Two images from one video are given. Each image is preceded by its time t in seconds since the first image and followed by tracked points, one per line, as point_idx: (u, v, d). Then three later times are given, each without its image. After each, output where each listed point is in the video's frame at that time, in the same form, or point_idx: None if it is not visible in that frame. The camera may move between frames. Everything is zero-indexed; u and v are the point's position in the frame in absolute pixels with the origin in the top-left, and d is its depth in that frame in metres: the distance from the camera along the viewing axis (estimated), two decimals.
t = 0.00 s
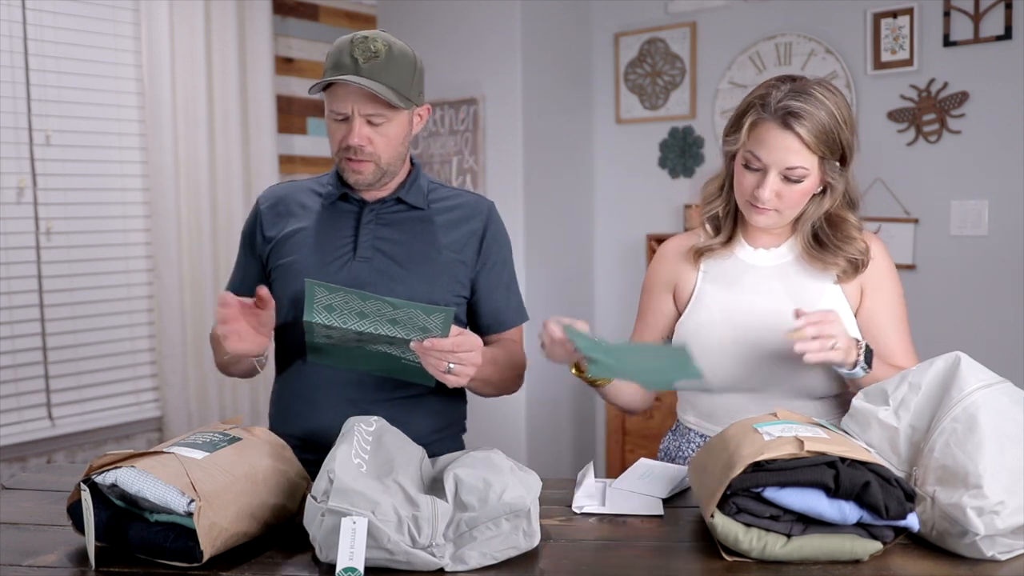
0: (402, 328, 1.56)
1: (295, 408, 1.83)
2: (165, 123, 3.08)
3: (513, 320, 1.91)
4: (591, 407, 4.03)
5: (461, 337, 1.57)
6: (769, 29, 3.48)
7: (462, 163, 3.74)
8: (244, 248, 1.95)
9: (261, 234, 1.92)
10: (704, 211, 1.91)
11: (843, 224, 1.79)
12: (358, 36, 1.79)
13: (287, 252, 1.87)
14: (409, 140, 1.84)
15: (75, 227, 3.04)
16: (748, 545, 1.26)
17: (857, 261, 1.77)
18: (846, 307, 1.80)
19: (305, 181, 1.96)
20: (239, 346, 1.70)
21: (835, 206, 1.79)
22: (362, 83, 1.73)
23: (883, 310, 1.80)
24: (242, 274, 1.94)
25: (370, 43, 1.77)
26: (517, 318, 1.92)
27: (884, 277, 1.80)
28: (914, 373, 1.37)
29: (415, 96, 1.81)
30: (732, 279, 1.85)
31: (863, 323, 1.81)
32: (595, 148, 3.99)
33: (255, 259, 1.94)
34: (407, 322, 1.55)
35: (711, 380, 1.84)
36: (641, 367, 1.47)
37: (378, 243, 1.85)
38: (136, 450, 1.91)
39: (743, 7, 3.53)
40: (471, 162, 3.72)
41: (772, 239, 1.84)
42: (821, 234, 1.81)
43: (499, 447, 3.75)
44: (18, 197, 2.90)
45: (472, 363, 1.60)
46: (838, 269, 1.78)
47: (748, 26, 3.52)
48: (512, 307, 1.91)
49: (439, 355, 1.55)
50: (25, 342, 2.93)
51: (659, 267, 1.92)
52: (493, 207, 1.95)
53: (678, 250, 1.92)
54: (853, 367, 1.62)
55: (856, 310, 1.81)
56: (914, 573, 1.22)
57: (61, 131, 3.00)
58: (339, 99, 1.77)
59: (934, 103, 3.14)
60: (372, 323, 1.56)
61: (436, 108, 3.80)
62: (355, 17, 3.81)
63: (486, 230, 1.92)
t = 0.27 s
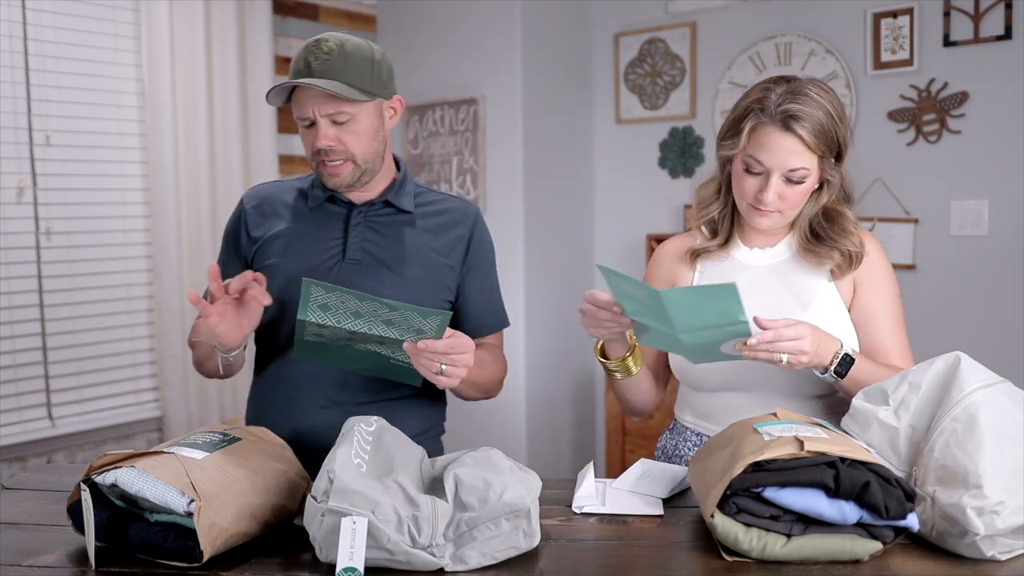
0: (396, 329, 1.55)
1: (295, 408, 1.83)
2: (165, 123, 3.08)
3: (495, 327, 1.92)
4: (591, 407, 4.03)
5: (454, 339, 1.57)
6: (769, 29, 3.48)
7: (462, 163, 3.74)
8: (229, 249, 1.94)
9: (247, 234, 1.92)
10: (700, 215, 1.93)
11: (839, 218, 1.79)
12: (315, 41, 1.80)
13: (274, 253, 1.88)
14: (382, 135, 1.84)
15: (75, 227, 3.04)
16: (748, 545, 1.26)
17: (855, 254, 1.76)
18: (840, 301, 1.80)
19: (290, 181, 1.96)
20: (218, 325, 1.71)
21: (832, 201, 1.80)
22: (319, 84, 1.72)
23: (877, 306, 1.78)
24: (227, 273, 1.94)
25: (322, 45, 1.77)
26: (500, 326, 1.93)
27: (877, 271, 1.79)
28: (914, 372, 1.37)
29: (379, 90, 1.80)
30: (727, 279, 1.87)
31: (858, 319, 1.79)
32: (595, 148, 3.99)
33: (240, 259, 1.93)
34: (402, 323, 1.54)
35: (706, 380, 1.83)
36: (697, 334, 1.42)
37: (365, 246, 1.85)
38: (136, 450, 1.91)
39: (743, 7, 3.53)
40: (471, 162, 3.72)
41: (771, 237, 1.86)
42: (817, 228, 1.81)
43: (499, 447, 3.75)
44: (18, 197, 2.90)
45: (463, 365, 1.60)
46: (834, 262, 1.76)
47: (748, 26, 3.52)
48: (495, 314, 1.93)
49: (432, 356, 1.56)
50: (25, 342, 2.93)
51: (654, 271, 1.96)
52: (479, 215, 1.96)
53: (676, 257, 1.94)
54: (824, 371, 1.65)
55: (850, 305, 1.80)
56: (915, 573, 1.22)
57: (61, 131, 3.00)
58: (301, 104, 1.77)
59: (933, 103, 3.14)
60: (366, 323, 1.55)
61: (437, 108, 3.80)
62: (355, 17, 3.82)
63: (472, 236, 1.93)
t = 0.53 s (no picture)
0: (399, 333, 1.53)
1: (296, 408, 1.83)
2: (165, 123, 3.09)
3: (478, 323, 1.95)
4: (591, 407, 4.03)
5: (456, 340, 1.59)
6: (769, 29, 3.48)
7: (462, 163, 3.74)
8: (208, 255, 1.92)
9: (228, 238, 1.90)
10: (696, 216, 1.93)
11: (836, 215, 1.80)
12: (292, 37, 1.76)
13: (259, 257, 1.87)
14: (363, 132, 1.83)
15: (75, 227, 3.05)
16: (748, 545, 1.26)
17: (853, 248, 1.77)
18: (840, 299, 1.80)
19: (266, 185, 1.95)
20: (206, 334, 1.67)
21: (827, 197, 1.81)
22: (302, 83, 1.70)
23: (875, 304, 1.80)
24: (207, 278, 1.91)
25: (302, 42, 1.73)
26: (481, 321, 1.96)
27: (874, 268, 1.81)
28: (914, 372, 1.37)
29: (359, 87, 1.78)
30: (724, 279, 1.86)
31: (857, 317, 1.81)
32: (595, 148, 4.00)
33: (221, 263, 1.91)
34: (405, 328, 1.52)
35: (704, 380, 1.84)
36: (723, 332, 1.53)
37: (351, 246, 1.85)
38: (136, 450, 1.91)
39: (743, 7, 3.53)
40: (471, 162, 3.72)
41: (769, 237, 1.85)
42: (814, 225, 1.82)
43: (499, 447, 3.75)
44: (18, 197, 2.90)
45: (465, 366, 1.62)
46: (833, 257, 1.77)
47: (748, 26, 3.52)
48: (478, 310, 1.96)
49: (434, 360, 1.57)
50: (25, 342, 2.94)
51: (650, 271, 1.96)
52: (460, 211, 1.98)
53: (673, 261, 1.94)
54: (834, 368, 1.66)
55: (848, 303, 1.81)
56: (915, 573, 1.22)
57: (61, 131, 2.99)
58: (284, 104, 1.74)
59: (934, 103, 3.14)
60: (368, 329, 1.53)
61: (437, 108, 3.79)
62: (355, 17, 3.86)
63: (454, 232, 1.95)
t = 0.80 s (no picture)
0: (410, 330, 1.54)
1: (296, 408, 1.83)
2: (165, 123, 3.09)
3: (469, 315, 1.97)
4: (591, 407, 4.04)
5: (465, 333, 1.59)
6: (769, 29, 3.48)
7: (462, 163, 3.74)
8: (197, 264, 1.89)
9: (217, 245, 1.87)
10: (691, 217, 1.93)
11: (832, 215, 1.81)
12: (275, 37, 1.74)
13: (251, 264, 1.85)
14: (351, 129, 1.83)
15: (75, 228, 3.05)
16: (749, 545, 1.26)
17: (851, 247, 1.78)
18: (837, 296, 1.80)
19: (250, 189, 1.92)
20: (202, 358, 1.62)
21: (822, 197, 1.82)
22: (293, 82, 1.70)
23: (871, 302, 1.81)
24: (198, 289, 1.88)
25: (287, 42, 1.71)
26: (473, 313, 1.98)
27: (869, 266, 1.82)
28: (914, 373, 1.37)
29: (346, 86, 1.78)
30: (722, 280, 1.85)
31: (854, 315, 1.81)
32: (595, 148, 4.00)
33: (212, 273, 1.88)
34: (416, 324, 1.53)
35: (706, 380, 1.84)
36: (727, 329, 1.53)
37: (344, 246, 1.85)
38: (136, 450, 1.91)
39: (743, 8, 3.53)
40: (471, 162, 3.72)
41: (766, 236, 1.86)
42: (810, 225, 1.83)
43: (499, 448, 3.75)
44: (18, 197, 2.90)
45: (472, 357, 1.63)
46: (831, 257, 1.78)
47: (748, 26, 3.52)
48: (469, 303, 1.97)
49: (444, 352, 1.58)
50: (25, 342, 2.94)
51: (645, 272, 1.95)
52: (446, 204, 1.98)
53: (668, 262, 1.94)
54: (837, 367, 1.65)
55: (844, 302, 1.82)
56: (915, 573, 1.22)
57: (60, 131, 2.99)
58: (273, 106, 1.74)
59: (934, 103, 3.14)
60: (378, 327, 1.53)
61: (437, 108, 3.79)
62: (355, 17, 3.85)
63: (442, 226, 1.96)
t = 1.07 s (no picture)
0: (439, 321, 1.55)
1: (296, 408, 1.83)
2: (165, 123, 3.09)
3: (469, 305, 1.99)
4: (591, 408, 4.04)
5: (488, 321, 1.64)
6: (769, 29, 3.48)
7: (462, 163, 3.74)
8: (194, 277, 1.81)
9: (217, 255, 1.81)
10: (687, 219, 1.93)
11: (827, 213, 1.81)
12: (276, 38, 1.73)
13: (257, 271, 1.81)
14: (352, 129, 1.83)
15: (75, 228, 3.05)
16: (748, 545, 1.26)
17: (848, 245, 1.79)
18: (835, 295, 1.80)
19: (239, 196, 1.87)
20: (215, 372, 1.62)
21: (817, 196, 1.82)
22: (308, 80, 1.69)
23: (868, 299, 1.80)
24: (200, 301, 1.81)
25: (294, 44, 1.71)
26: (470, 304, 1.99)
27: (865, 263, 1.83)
28: (914, 372, 1.37)
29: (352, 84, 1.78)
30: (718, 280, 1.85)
31: (852, 313, 1.81)
32: (595, 148, 4.00)
33: (216, 285, 1.81)
34: (445, 316, 1.54)
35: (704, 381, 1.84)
36: (733, 327, 1.54)
37: (348, 245, 1.84)
38: (136, 450, 1.91)
39: (743, 8, 3.53)
40: (471, 162, 3.72)
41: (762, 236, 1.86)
42: (805, 224, 1.83)
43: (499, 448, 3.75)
44: (18, 197, 2.90)
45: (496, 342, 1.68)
46: (828, 254, 1.78)
47: (748, 26, 3.52)
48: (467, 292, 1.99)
49: (469, 341, 1.62)
50: (25, 342, 2.94)
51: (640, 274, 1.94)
52: (434, 195, 2.00)
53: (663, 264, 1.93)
54: (839, 365, 1.65)
55: (841, 300, 1.82)
56: (915, 573, 1.22)
57: (61, 131, 2.99)
58: (286, 104, 1.70)
59: (933, 103, 3.14)
60: (407, 321, 1.53)
61: (437, 108, 3.79)
62: (355, 17, 3.83)
63: (435, 216, 1.97)
